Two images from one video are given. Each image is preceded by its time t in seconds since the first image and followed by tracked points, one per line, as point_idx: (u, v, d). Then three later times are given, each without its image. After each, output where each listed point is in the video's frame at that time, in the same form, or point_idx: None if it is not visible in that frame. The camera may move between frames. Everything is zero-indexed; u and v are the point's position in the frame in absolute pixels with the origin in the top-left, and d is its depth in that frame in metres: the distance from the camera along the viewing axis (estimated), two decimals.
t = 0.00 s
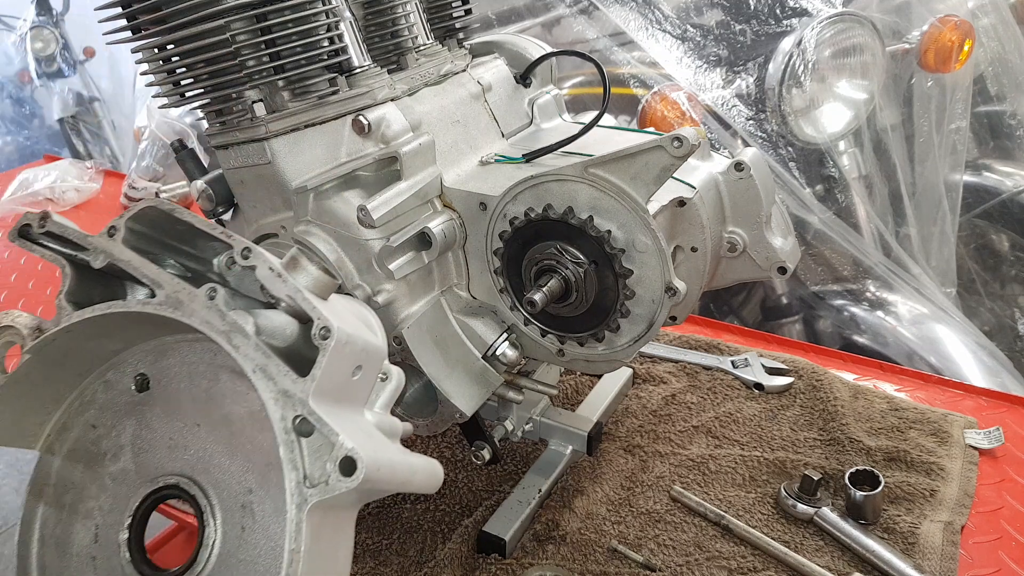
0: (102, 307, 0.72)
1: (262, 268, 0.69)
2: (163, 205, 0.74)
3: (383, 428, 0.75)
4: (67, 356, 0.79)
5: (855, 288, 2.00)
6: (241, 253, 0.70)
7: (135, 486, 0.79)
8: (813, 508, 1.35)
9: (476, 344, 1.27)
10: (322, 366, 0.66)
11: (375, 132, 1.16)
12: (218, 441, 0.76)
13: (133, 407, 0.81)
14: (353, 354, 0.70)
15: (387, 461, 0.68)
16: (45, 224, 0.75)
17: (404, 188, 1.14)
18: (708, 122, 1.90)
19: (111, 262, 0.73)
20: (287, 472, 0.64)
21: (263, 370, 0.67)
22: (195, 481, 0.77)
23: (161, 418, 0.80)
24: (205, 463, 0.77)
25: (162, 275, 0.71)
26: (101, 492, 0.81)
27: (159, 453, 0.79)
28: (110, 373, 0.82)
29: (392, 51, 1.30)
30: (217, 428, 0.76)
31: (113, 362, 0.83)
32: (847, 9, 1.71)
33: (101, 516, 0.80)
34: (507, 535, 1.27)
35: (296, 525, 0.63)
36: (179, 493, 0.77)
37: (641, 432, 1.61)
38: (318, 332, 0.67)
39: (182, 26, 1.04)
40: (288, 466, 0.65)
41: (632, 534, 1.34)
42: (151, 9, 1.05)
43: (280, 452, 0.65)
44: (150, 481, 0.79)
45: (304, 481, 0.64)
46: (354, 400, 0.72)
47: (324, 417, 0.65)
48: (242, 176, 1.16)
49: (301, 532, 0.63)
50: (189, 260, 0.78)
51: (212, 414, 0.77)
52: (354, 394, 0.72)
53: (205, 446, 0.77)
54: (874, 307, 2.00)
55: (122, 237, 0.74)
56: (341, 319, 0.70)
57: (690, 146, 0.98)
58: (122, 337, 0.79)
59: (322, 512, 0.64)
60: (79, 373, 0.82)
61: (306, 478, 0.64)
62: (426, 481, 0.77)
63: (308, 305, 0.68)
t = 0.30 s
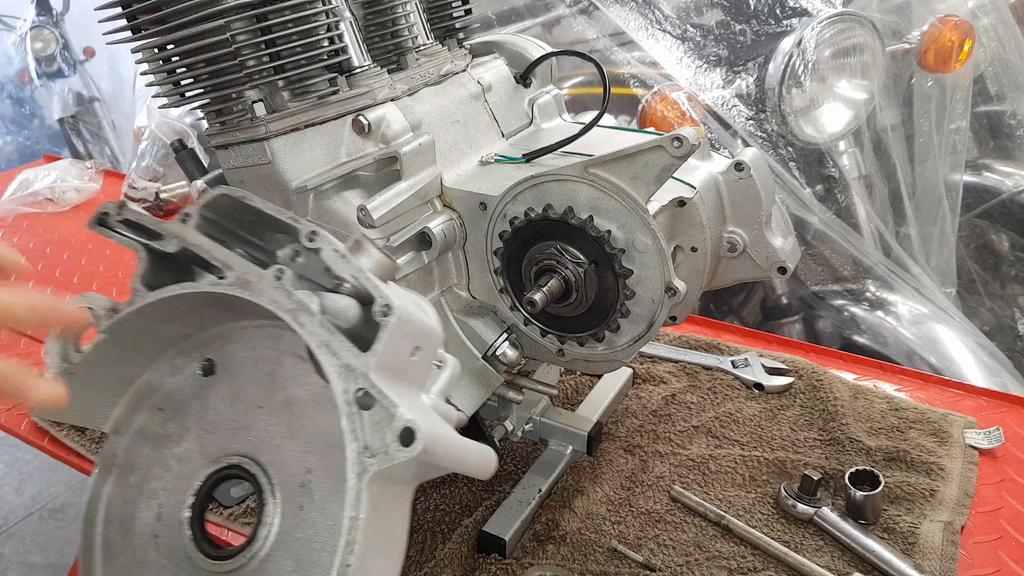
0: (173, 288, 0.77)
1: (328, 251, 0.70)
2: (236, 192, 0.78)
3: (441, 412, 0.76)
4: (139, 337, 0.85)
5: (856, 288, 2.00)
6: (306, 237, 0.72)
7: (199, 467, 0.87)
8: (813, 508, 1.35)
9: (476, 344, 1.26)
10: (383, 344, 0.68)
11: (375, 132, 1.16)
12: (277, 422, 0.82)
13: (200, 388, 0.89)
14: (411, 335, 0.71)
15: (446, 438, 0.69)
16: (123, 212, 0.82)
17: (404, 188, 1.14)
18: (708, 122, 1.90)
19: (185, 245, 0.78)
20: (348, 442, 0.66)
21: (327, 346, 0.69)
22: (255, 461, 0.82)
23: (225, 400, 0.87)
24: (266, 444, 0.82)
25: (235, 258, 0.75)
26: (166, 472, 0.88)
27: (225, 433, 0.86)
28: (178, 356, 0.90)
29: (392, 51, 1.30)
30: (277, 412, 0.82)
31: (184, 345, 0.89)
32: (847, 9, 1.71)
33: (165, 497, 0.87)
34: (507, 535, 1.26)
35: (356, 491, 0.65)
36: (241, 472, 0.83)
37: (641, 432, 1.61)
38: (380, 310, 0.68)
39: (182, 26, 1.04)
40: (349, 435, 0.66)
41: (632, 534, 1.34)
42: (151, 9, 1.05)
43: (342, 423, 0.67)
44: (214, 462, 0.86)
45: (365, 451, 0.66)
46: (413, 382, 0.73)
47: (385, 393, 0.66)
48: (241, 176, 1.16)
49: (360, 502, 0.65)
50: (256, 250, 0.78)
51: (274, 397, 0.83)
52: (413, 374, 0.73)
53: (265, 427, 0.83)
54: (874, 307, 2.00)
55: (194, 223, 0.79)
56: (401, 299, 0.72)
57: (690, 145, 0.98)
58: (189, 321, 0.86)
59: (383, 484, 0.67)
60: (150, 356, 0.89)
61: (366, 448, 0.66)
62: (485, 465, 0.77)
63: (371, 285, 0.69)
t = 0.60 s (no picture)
0: (218, 330, 0.89)
1: (370, 295, 0.83)
2: (284, 238, 0.95)
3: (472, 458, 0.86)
4: (185, 378, 0.98)
5: (856, 288, 2.00)
6: (351, 283, 0.86)
7: (236, 508, 0.94)
8: (813, 508, 1.35)
9: (476, 345, 1.26)
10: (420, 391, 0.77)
11: (375, 132, 1.16)
12: (315, 466, 0.90)
13: (240, 431, 0.98)
14: (446, 384, 0.81)
15: (473, 485, 0.78)
16: (178, 255, 0.95)
17: (404, 188, 1.14)
18: (708, 122, 1.90)
19: (234, 287, 0.91)
20: (381, 486, 0.75)
21: (364, 389, 0.79)
22: (291, 503, 0.90)
23: (265, 439, 0.96)
24: (303, 489, 0.90)
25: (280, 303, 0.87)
26: (204, 512, 0.96)
27: (262, 477, 0.93)
28: (224, 398, 1.02)
29: (392, 51, 1.30)
30: (315, 455, 0.91)
31: (228, 387, 1.02)
32: (847, 9, 1.71)
33: (202, 534, 0.94)
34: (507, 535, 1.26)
35: (385, 537, 0.73)
36: (278, 514, 0.91)
37: (641, 432, 1.61)
38: (417, 355, 0.78)
39: (183, 26, 1.04)
40: (382, 480, 0.75)
41: (632, 534, 1.34)
42: (151, 9, 1.06)
43: (376, 467, 0.76)
44: (251, 504, 0.93)
45: (394, 498, 0.74)
46: (446, 428, 0.82)
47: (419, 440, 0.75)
48: (241, 176, 1.16)
49: (388, 547, 0.73)
50: (302, 293, 1.02)
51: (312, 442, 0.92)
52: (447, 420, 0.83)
53: (304, 471, 0.91)
54: (874, 307, 2.00)
55: (244, 266, 0.94)
56: (439, 348, 0.81)
57: (690, 145, 0.98)
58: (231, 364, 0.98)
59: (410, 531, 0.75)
60: (199, 397, 1.02)
61: (396, 493, 0.74)
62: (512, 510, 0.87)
63: (410, 331, 0.80)
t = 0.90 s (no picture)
0: (223, 353, 0.89)
1: (368, 319, 0.85)
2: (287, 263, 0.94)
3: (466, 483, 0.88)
4: (187, 402, 0.97)
5: (855, 288, 2.00)
6: (349, 308, 0.87)
7: (234, 531, 0.95)
8: (813, 508, 1.35)
9: (475, 345, 1.26)
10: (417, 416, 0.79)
11: (375, 132, 1.16)
12: (313, 489, 0.92)
13: (240, 454, 0.99)
14: (443, 408, 0.83)
15: (464, 510, 0.79)
16: (182, 282, 0.95)
17: (404, 188, 1.14)
18: (708, 122, 1.90)
19: (235, 313, 0.92)
20: (374, 510, 0.75)
21: (359, 414, 0.80)
22: (290, 528, 0.91)
23: (263, 463, 0.97)
24: (301, 514, 0.91)
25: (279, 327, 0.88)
26: (203, 536, 0.96)
27: (260, 502, 0.95)
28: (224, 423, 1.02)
29: (392, 51, 1.30)
30: (314, 479, 0.92)
31: (228, 413, 1.02)
32: (847, 9, 1.71)
33: (202, 558, 0.95)
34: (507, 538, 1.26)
35: (378, 561, 0.73)
36: (274, 538, 0.92)
37: (641, 432, 1.61)
38: (413, 379, 0.80)
39: (183, 27, 1.04)
40: (375, 504, 0.76)
41: (632, 534, 1.34)
42: (151, 9, 1.06)
43: (369, 491, 0.77)
44: (249, 528, 0.94)
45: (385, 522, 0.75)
46: (440, 451, 0.84)
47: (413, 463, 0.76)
48: (241, 176, 1.16)
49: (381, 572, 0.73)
50: (304, 319, 0.99)
51: (311, 466, 0.93)
52: (442, 444, 0.84)
53: (303, 495, 0.92)
54: (874, 307, 2.00)
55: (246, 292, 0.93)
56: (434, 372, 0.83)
57: (690, 145, 0.98)
58: (235, 387, 0.98)
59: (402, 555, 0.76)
60: (199, 421, 1.01)
61: (389, 517, 0.75)
62: (502, 535, 0.89)
63: (406, 356, 0.82)
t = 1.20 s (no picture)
0: (252, 348, 0.88)
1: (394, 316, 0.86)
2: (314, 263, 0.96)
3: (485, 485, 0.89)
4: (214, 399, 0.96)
5: (856, 288, 2.00)
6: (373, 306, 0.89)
7: (255, 528, 0.94)
8: (813, 508, 1.35)
9: (476, 344, 1.26)
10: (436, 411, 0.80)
11: (375, 132, 1.16)
12: (327, 486, 0.92)
13: (262, 451, 0.99)
14: (462, 406, 0.84)
15: (482, 511, 0.79)
16: (213, 278, 0.96)
17: (404, 188, 1.14)
18: (708, 122, 1.90)
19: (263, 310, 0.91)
20: (391, 507, 0.75)
21: (380, 410, 0.80)
22: (309, 525, 0.91)
23: (270, 462, 0.97)
24: (322, 511, 0.91)
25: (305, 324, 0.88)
26: (224, 532, 0.96)
27: (284, 498, 0.94)
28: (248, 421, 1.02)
29: (392, 51, 1.30)
30: (332, 476, 0.92)
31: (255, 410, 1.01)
32: (847, 9, 1.71)
33: (222, 553, 0.94)
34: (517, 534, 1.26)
35: (394, 558, 0.73)
36: (294, 535, 0.91)
37: (641, 432, 1.61)
38: (434, 377, 0.81)
39: (183, 26, 1.04)
40: (392, 501, 0.76)
41: (632, 534, 1.34)
42: (151, 9, 1.06)
43: (387, 487, 0.76)
44: (269, 524, 0.94)
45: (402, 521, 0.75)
46: (457, 451, 0.85)
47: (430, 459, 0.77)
48: (241, 177, 1.16)
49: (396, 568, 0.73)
50: (330, 318, 0.99)
51: (333, 462, 0.93)
52: (460, 442, 0.85)
53: (322, 492, 0.92)
54: (874, 307, 2.00)
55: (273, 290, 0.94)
56: (455, 372, 0.84)
57: (690, 146, 0.98)
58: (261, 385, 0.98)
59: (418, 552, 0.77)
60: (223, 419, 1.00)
61: (407, 515, 0.75)
62: (522, 541, 0.89)
63: (428, 353, 0.83)
